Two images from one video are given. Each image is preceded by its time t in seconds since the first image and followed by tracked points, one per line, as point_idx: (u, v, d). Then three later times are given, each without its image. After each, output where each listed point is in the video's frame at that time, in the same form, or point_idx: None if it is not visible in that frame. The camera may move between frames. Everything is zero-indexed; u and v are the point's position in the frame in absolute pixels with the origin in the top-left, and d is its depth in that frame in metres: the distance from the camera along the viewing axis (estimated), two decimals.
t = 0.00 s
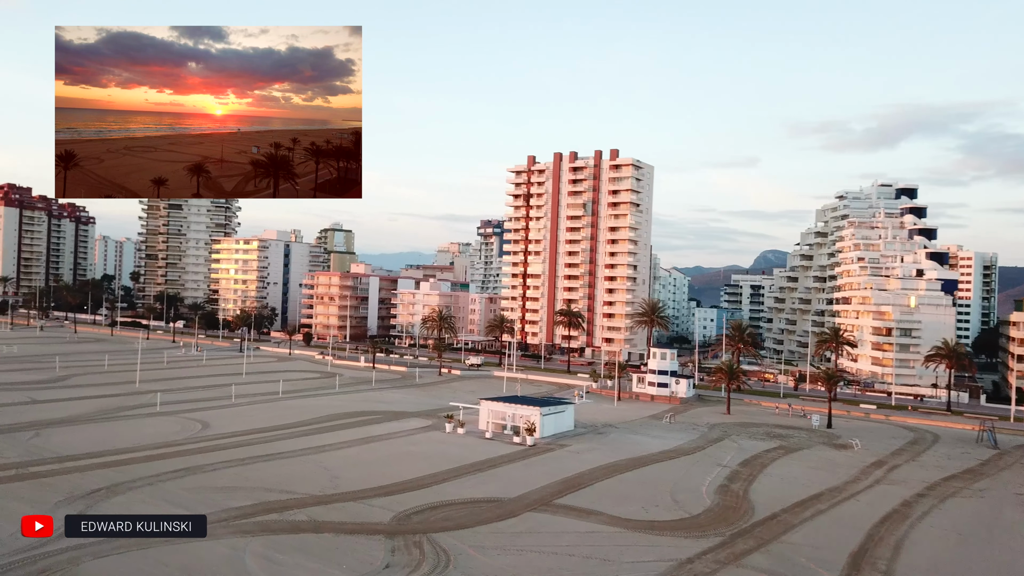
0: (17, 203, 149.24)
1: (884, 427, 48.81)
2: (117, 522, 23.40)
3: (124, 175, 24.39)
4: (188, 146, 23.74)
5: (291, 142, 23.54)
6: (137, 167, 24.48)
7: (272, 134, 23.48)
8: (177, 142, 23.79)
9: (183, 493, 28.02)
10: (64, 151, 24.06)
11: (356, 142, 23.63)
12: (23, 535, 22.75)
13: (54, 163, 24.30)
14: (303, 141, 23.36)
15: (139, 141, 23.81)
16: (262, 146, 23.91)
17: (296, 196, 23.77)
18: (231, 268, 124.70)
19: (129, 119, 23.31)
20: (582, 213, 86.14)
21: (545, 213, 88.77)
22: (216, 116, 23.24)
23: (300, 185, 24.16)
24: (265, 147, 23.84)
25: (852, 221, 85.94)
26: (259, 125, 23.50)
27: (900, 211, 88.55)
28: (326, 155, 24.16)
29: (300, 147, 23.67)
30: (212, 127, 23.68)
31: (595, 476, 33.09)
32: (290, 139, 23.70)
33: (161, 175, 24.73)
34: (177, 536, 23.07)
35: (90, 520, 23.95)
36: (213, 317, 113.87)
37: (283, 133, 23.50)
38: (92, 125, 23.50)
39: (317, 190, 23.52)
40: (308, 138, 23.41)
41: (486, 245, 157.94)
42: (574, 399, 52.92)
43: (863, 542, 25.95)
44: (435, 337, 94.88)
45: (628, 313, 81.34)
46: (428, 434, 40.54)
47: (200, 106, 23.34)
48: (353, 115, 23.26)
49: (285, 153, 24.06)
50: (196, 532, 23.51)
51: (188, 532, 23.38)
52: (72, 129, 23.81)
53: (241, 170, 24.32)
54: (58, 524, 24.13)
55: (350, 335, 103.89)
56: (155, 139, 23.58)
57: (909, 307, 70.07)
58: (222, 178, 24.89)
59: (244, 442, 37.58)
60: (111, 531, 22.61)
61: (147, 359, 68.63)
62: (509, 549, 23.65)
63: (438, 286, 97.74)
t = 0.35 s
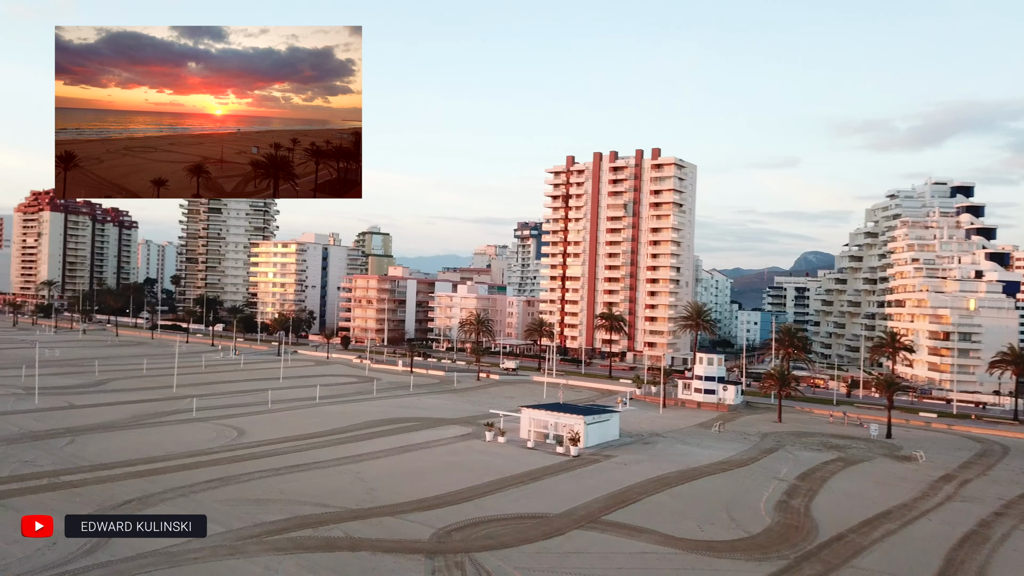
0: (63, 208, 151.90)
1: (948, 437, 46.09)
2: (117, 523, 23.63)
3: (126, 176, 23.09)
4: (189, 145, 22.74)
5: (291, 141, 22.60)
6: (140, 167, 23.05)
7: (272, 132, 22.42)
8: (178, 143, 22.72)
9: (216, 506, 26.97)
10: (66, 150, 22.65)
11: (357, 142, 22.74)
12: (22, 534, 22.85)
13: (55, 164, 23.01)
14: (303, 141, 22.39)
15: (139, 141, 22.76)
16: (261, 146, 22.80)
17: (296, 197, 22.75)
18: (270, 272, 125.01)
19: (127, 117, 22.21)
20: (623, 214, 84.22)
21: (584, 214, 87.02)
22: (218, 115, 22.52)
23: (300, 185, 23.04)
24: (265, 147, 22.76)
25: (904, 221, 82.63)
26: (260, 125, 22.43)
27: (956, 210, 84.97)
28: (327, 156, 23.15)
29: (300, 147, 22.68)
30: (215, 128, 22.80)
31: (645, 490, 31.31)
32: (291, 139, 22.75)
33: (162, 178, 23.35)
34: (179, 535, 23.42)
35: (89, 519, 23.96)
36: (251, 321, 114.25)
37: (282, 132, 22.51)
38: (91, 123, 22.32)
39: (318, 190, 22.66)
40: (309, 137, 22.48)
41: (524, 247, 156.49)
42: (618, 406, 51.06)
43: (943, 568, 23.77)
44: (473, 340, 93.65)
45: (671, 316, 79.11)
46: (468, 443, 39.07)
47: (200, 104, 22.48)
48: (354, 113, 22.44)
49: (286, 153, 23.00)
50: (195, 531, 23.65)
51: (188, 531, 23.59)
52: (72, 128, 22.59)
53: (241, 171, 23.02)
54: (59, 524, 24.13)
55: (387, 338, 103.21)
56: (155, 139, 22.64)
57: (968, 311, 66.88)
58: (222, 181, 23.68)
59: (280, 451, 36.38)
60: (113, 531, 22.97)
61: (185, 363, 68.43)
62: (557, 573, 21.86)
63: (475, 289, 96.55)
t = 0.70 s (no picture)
0: (111, 213, 154.24)
1: None
2: (117, 523, 24.02)
3: (125, 175, 26.20)
4: (190, 145, 25.84)
5: (292, 142, 26.05)
6: (141, 166, 26.04)
7: (272, 135, 25.83)
8: (180, 142, 25.65)
9: (248, 522, 25.50)
10: (67, 151, 25.09)
11: (354, 144, 26.14)
12: (22, 535, 23.26)
13: (54, 164, 25.38)
14: (302, 141, 25.89)
15: (140, 142, 25.62)
16: (261, 146, 26.23)
17: (297, 196, 27.00)
18: (312, 275, 125.08)
19: (132, 119, 25.01)
20: (669, 215, 81.70)
21: (629, 215, 84.68)
22: (218, 116, 25.51)
23: (299, 184, 27.18)
24: (265, 147, 26.24)
25: (968, 220, 78.53)
26: (260, 124, 25.44)
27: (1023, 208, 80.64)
28: (323, 156, 26.81)
29: (299, 147, 26.25)
30: (214, 127, 25.82)
31: (702, 508, 29.12)
32: (290, 140, 26.20)
33: (160, 176, 26.33)
34: (178, 536, 23.61)
35: (90, 519, 24.29)
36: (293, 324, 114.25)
37: (282, 134, 25.87)
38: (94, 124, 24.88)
39: (317, 190, 26.77)
40: (308, 139, 26.00)
41: (566, 249, 154.36)
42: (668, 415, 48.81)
43: None
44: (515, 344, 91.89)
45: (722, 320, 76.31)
46: (511, 454, 37.29)
47: (202, 106, 25.41)
48: (348, 119, 25.92)
49: (284, 153, 26.68)
50: (195, 531, 23.91)
51: (187, 532, 23.79)
52: (72, 129, 25.03)
53: (241, 170, 26.45)
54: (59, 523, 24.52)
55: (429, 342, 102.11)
56: (156, 139, 25.62)
57: None
58: (219, 178, 27.00)
59: (315, 461, 35.02)
60: (112, 531, 23.35)
61: (225, 367, 68.16)
62: None
63: (517, 292, 94.90)
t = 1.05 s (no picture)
0: (150, 217, 156.04)
1: None
2: (116, 522, 24.15)
3: (124, 177, 26.76)
4: (190, 146, 26.78)
5: (291, 142, 27.30)
6: (142, 166, 26.98)
7: (272, 135, 26.96)
8: (179, 142, 26.61)
9: (268, 539, 24.11)
10: (67, 150, 26.08)
11: (353, 145, 27.43)
12: (21, 534, 23.21)
13: (55, 165, 26.29)
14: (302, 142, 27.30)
15: (141, 142, 26.57)
16: (261, 146, 27.32)
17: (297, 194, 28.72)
18: (348, 278, 124.86)
19: (132, 118, 25.92)
20: (711, 215, 79.26)
21: (669, 215, 82.46)
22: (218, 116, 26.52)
23: (298, 184, 28.87)
24: (265, 147, 27.34)
25: None
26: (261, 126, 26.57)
27: None
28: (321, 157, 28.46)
29: (298, 147, 27.69)
30: (214, 127, 26.80)
31: (753, 528, 26.98)
32: (290, 140, 27.45)
33: (161, 176, 27.29)
34: (179, 536, 23.77)
35: (89, 519, 24.40)
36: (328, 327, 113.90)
37: (283, 134, 27.05)
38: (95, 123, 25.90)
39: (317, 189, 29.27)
40: (308, 139, 27.36)
41: (603, 251, 152.01)
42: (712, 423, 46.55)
43: None
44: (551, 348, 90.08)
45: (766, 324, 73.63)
46: (548, 465, 35.52)
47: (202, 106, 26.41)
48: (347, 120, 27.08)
49: (284, 153, 28.11)
50: (195, 531, 24.07)
51: (187, 531, 23.98)
52: (74, 130, 26.07)
53: (240, 171, 27.31)
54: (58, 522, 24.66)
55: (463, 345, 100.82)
56: (157, 139, 26.54)
57: None
58: (219, 179, 27.86)
59: (346, 472, 33.56)
60: (113, 531, 23.49)
61: (258, 370, 67.61)
62: None
63: (553, 295, 93.17)
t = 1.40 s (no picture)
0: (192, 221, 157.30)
1: None
2: (117, 522, 24.41)
3: (123, 177, 25.45)
4: (190, 145, 25.59)
5: (291, 142, 25.87)
6: (141, 167, 25.55)
7: (272, 134, 25.55)
8: (178, 141, 25.44)
9: (288, 561, 22.34)
10: (66, 151, 25.00)
11: (353, 144, 25.82)
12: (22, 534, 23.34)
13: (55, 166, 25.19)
14: (302, 142, 25.69)
15: (140, 141, 25.45)
16: (262, 146, 25.97)
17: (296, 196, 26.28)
18: (385, 281, 124.06)
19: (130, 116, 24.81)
20: (758, 214, 76.19)
21: (714, 215, 79.72)
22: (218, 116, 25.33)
23: (298, 185, 26.61)
24: (265, 147, 25.94)
25: None
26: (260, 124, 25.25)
27: None
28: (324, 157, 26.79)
29: (299, 148, 26.15)
30: (214, 127, 25.62)
31: (816, 555, 24.42)
32: (290, 140, 25.95)
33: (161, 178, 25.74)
34: (177, 535, 23.94)
35: (89, 519, 24.64)
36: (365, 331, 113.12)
37: (282, 134, 25.61)
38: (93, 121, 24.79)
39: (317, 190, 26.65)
40: (308, 138, 25.85)
41: (645, 253, 148.81)
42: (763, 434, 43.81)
43: None
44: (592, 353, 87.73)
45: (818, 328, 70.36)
46: (589, 479, 33.34)
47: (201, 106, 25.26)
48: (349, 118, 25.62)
49: (284, 154, 26.48)
50: (195, 531, 24.21)
51: (187, 532, 24.13)
52: (74, 129, 24.98)
53: (241, 172, 26.16)
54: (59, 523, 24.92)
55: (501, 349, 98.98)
56: (156, 139, 25.39)
57: None
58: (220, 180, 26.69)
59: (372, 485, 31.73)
60: (112, 531, 23.72)
61: (292, 375, 66.55)
62: None
63: (593, 298, 90.84)
